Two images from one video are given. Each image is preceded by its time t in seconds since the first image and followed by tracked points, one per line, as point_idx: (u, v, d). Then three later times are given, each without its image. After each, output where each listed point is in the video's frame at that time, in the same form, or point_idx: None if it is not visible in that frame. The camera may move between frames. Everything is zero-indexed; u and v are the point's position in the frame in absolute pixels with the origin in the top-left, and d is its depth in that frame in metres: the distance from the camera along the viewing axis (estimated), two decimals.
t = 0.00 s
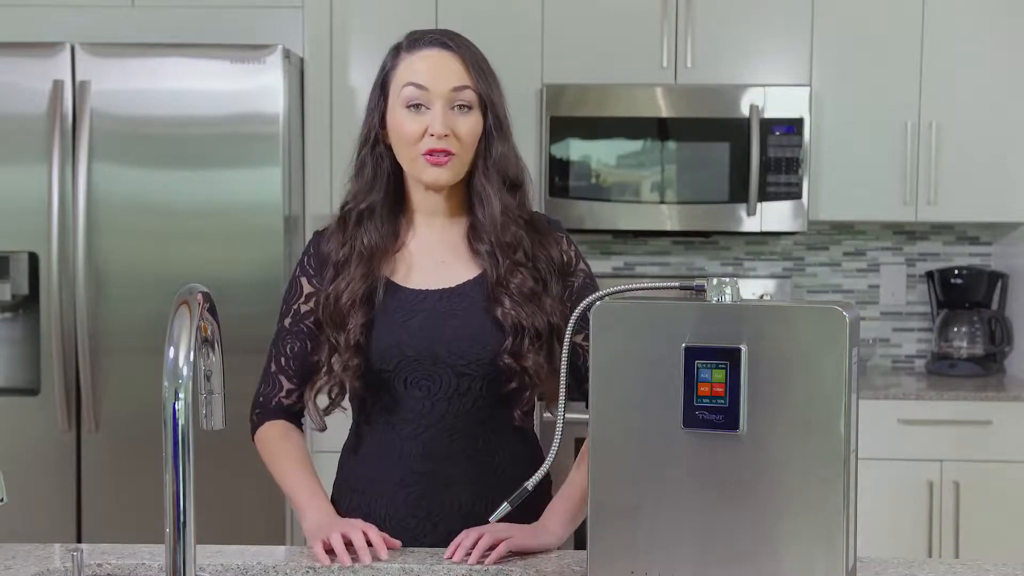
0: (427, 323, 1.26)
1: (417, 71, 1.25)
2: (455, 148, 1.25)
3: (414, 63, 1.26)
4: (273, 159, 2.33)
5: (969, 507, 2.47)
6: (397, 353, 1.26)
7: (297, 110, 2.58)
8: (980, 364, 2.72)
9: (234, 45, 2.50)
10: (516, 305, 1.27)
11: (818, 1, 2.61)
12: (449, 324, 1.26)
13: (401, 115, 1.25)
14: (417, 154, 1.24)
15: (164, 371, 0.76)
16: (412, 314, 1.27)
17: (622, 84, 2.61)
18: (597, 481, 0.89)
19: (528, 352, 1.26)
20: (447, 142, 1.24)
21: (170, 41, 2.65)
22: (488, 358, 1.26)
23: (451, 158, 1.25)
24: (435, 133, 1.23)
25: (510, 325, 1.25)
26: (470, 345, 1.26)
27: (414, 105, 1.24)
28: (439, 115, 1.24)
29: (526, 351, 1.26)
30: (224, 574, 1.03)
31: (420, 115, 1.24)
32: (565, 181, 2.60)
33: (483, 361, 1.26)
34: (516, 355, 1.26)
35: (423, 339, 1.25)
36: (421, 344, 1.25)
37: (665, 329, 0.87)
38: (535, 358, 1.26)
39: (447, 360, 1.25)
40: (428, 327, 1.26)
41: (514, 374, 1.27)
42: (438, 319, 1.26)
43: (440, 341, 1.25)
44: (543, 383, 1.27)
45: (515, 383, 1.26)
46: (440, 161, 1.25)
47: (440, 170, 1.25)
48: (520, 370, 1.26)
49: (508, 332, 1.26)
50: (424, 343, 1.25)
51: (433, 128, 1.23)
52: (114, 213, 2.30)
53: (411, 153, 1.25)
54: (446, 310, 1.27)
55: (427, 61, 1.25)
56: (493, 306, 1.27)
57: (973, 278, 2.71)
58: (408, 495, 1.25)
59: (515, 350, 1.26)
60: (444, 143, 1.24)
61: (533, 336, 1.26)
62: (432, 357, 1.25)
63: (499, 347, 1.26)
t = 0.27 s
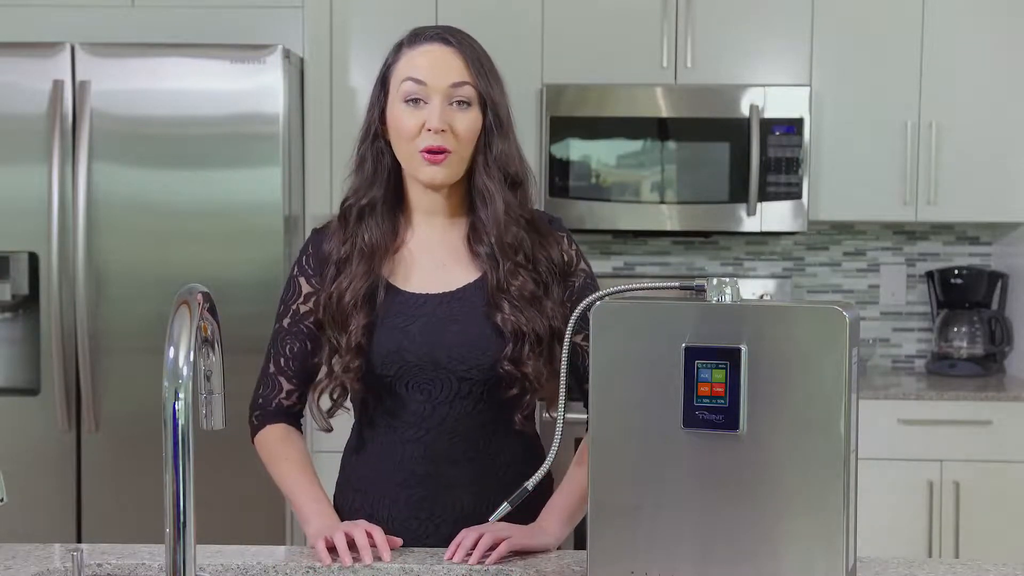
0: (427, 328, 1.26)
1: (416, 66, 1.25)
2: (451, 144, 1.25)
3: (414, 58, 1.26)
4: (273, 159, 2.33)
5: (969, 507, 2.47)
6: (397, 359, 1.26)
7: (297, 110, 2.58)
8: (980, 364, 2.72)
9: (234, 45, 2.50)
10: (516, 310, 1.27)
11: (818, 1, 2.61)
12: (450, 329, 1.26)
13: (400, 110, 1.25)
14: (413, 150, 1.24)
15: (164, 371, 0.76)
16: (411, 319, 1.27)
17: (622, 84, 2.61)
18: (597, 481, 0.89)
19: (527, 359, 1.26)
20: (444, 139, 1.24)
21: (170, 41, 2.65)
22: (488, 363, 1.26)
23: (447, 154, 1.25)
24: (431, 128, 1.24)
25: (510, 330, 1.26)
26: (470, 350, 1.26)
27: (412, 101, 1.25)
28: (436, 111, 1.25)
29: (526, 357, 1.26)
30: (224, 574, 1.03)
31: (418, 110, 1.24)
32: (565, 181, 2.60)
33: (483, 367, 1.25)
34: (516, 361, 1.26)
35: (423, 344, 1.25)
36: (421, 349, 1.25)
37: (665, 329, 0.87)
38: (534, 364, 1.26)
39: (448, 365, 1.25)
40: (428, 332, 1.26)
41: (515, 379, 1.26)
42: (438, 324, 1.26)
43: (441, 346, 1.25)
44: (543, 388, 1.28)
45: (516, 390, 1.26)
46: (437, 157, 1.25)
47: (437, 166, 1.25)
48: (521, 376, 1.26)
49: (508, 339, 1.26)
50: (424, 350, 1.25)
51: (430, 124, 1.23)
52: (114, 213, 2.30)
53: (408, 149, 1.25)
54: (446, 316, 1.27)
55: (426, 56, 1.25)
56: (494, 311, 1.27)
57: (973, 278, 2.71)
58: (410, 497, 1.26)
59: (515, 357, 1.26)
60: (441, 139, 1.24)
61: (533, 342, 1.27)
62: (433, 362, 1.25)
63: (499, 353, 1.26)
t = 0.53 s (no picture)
0: (429, 332, 1.25)
1: (415, 66, 1.25)
2: (450, 144, 1.25)
3: (413, 58, 1.26)
4: (273, 159, 2.33)
5: (969, 507, 2.47)
6: (398, 363, 1.26)
7: (297, 110, 2.58)
8: (980, 364, 2.72)
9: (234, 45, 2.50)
10: (517, 313, 1.26)
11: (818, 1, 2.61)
12: (452, 333, 1.26)
13: (398, 110, 1.25)
14: (412, 150, 1.24)
15: (164, 371, 0.76)
16: (412, 324, 1.27)
17: (621, 84, 2.61)
18: (597, 481, 0.89)
19: (530, 362, 1.25)
20: (443, 138, 1.24)
21: (170, 41, 2.65)
22: (490, 367, 1.25)
23: (447, 154, 1.25)
24: (431, 128, 1.23)
25: (511, 333, 1.25)
26: (472, 353, 1.25)
27: (410, 100, 1.24)
28: (435, 110, 1.24)
29: (528, 361, 1.25)
30: (224, 574, 1.03)
31: (416, 110, 1.24)
32: (565, 181, 2.60)
33: (483, 370, 1.25)
34: (518, 365, 1.26)
35: (424, 348, 1.25)
36: (421, 353, 1.25)
37: (665, 329, 0.87)
38: (537, 368, 1.26)
39: (450, 369, 1.25)
40: (430, 336, 1.25)
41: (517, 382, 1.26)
42: (440, 328, 1.26)
43: (443, 350, 1.25)
44: (546, 391, 1.27)
45: (519, 393, 1.26)
46: (437, 156, 1.24)
47: (437, 165, 1.25)
48: (523, 379, 1.26)
49: (510, 342, 1.25)
50: (425, 354, 1.25)
51: (428, 124, 1.23)
52: (114, 213, 2.30)
53: (406, 149, 1.25)
54: (447, 319, 1.26)
55: (425, 55, 1.25)
56: (496, 315, 1.27)
57: (973, 278, 2.71)
58: (411, 497, 1.26)
59: (517, 360, 1.25)
60: (440, 139, 1.24)
61: (534, 345, 1.26)
62: (435, 366, 1.25)
63: (501, 357, 1.26)
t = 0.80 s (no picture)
0: (428, 337, 1.25)
1: (414, 59, 1.25)
2: (449, 135, 1.24)
3: (412, 52, 1.26)
4: (273, 159, 2.33)
5: (969, 507, 2.47)
6: (398, 368, 1.26)
7: (297, 110, 2.58)
8: (980, 364, 2.72)
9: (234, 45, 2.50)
10: (515, 318, 1.26)
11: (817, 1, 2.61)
12: (451, 337, 1.26)
13: (397, 103, 1.25)
14: (410, 140, 1.24)
15: (164, 371, 0.76)
16: (412, 329, 1.26)
17: (621, 84, 2.61)
18: (597, 480, 0.89)
19: (528, 367, 1.26)
20: (442, 129, 1.24)
21: (170, 41, 2.65)
22: (489, 371, 1.25)
23: (448, 144, 1.24)
24: (429, 118, 1.23)
25: (509, 338, 1.25)
26: (471, 358, 1.25)
27: (410, 93, 1.24)
28: (433, 101, 1.24)
29: (525, 365, 1.25)
30: (224, 574, 1.03)
31: (415, 102, 1.24)
32: (565, 181, 2.60)
33: (483, 375, 1.25)
34: (516, 369, 1.26)
35: (423, 353, 1.25)
36: (421, 358, 1.25)
37: (666, 330, 0.87)
38: (535, 373, 1.26)
39: (448, 374, 1.25)
40: (429, 340, 1.25)
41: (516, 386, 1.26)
42: (440, 333, 1.26)
43: (442, 355, 1.25)
44: (545, 396, 1.27)
45: (518, 398, 1.26)
46: (437, 145, 1.24)
47: (437, 155, 1.24)
48: (522, 384, 1.26)
49: (508, 348, 1.26)
50: (424, 359, 1.25)
51: (426, 113, 1.23)
52: (114, 213, 2.31)
53: (405, 140, 1.24)
54: (446, 324, 1.26)
55: (423, 49, 1.26)
56: (494, 319, 1.27)
57: (973, 278, 2.71)
58: (411, 497, 1.26)
59: (515, 364, 1.25)
60: (439, 129, 1.23)
61: (532, 349, 1.26)
62: (434, 371, 1.25)
63: (499, 362, 1.26)
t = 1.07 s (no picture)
0: (428, 338, 1.25)
1: (412, 58, 1.26)
2: (441, 135, 1.25)
3: (409, 52, 1.26)
4: (273, 160, 2.33)
5: (969, 507, 2.47)
6: (398, 370, 1.26)
7: (297, 109, 2.58)
8: (980, 364, 2.72)
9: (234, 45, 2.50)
10: (513, 322, 1.26)
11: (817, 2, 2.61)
12: (451, 340, 1.25)
13: (394, 102, 1.26)
14: (405, 140, 1.25)
15: (164, 371, 0.76)
16: (412, 330, 1.26)
17: (621, 84, 2.61)
18: (597, 479, 0.89)
19: (525, 373, 1.26)
20: (433, 129, 1.25)
21: (170, 40, 2.65)
22: (489, 374, 1.26)
23: (441, 144, 1.26)
24: (424, 118, 1.24)
25: (507, 343, 1.25)
26: (470, 361, 1.25)
27: (406, 91, 1.25)
28: (428, 101, 1.25)
29: (524, 371, 1.26)
30: (224, 574, 1.03)
31: (410, 101, 1.25)
32: (565, 181, 2.60)
33: (482, 377, 1.26)
34: (514, 375, 1.26)
35: (423, 355, 1.25)
36: (421, 359, 1.25)
37: (666, 329, 0.87)
38: (532, 379, 1.26)
39: (448, 375, 1.25)
40: (429, 343, 1.25)
41: (513, 392, 1.27)
42: (439, 335, 1.26)
43: (442, 358, 1.25)
44: (544, 401, 1.27)
45: (516, 404, 1.27)
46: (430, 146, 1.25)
47: (430, 156, 1.25)
48: (519, 389, 1.26)
49: (506, 351, 1.26)
50: (424, 361, 1.25)
51: (419, 113, 1.24)
52: (114, 213, 2.30)
53: (399, 139, 1.26)
54: (446, 326, 1.26)
55: (421, 47, 1.26)
56: (492, 323, 1.27)
57: (973, 278, 2.71)
58: (411, 497, 1.26)
59: (513, 370, 1.26)
60: (432, 129, 1.24)
61: (530, 354, 1.26)
62: (434, 373, 1.25)
63: (498, 366, 1.26)
